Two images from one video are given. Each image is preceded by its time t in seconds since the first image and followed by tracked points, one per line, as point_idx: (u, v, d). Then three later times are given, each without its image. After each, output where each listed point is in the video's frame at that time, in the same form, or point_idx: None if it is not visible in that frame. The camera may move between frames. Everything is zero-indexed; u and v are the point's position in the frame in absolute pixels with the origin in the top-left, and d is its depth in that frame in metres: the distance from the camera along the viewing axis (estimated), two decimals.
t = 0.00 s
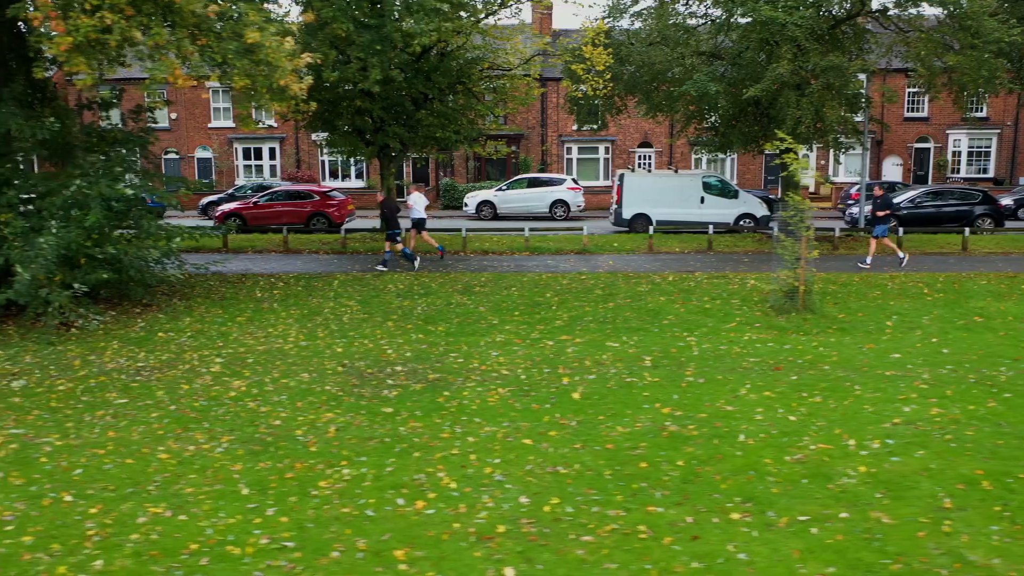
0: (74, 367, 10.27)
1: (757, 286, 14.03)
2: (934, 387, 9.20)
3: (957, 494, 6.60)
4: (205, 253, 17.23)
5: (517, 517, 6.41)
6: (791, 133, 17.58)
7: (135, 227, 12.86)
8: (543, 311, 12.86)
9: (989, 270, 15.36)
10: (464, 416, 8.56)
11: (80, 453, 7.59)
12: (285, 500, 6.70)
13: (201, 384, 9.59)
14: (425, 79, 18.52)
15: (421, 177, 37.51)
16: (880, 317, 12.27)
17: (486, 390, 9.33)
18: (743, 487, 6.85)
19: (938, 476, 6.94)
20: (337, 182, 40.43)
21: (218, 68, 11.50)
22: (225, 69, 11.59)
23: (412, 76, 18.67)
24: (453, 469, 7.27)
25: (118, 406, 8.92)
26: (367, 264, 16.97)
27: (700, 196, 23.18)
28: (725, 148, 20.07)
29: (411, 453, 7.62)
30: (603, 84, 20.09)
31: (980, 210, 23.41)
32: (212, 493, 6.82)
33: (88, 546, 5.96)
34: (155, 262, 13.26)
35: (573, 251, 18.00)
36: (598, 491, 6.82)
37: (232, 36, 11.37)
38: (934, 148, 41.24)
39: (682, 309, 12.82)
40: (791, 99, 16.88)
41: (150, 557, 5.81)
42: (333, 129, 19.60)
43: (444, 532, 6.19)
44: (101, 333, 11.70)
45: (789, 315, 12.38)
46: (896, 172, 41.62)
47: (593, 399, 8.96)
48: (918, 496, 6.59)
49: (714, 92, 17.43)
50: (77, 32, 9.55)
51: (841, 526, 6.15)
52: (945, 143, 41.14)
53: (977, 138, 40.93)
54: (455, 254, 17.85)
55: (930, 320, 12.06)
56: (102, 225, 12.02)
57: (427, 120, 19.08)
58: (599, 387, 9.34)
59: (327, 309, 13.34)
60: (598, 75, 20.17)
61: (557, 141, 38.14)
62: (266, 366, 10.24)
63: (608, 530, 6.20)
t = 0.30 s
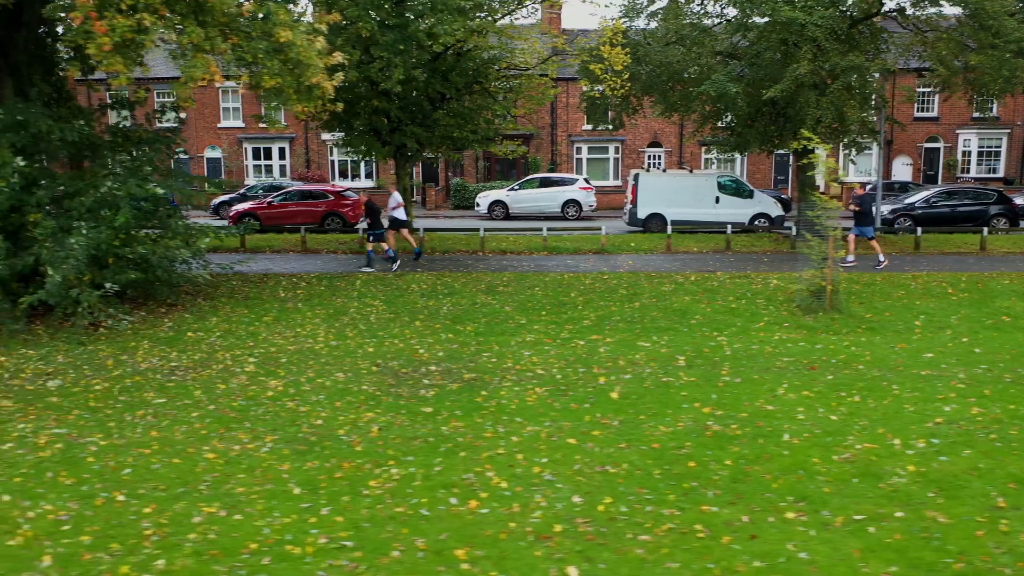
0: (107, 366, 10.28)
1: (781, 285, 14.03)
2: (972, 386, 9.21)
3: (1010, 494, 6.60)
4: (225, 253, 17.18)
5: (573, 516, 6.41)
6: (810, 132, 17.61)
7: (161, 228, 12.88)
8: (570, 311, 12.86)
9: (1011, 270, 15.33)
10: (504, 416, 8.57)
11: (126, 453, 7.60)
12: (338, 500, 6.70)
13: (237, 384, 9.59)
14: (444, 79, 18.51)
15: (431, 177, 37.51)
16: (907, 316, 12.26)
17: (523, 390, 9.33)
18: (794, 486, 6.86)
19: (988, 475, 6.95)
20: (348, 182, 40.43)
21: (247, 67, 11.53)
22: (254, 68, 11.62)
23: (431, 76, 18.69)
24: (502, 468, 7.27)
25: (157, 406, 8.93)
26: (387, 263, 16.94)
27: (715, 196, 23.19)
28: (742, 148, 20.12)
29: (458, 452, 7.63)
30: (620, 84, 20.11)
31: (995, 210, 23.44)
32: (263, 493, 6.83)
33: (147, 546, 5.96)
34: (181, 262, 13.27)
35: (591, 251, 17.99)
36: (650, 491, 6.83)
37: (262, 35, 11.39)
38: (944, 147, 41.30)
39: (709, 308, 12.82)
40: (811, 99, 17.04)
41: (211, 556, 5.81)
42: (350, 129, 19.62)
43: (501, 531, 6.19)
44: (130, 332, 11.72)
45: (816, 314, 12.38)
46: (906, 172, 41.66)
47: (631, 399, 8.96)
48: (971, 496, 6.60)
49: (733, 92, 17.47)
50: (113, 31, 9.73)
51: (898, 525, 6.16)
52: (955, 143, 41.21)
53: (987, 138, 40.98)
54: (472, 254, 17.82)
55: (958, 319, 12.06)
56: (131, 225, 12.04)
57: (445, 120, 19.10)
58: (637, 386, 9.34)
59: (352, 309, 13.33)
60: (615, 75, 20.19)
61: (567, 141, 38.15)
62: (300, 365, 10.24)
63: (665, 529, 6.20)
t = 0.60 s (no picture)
0: (141, 366, 10.28)
1: (805, 285, 14.03)
2: (1010, 386, 9.22)
3: None
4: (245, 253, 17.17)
5: (628, 515, 6.43)
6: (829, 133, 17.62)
7: (187, 228, 12.89)
8: (596, 311, 12.85)
9: None
10: (546, 415, 8.58)
11: (172, 453, 7.61)
12: (391, 500, 6.71)
13: (274, 384, 9.59)
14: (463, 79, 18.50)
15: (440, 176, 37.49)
16: (936, 316, 12.27)
17: (560, 390, 9.34)
18: (846, 485, 6.87)
19: None
20: (356, 182, 40.40)
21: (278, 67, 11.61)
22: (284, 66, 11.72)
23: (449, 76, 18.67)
24: (551, 467, 7.29)
25: (196, 405, 8.94)
26: (406, 263, 16.91)
27: (730, 196, 23.22)
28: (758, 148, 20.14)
29: (504, 452, 7.64)
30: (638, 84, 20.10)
31: (1011, 209, 23.34)
32: (315, 493, 6.84)
33: (207, 545, 5.97)
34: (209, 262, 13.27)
35: (609, 251, 17.98)
36: (702, 490, 6.84)
37: (291, 35, 11.48)
38: (954, 147, 41.34)
39: (735, 308, 12.81)
40: (831, 99, 17.00)
41: (273, 556, 5.81)
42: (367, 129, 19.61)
43: (559, 530, 6.20)
44: (160, 332, 11.72)
45: (844, 314, 12.38)
46: (915, 171, 41.70)
47: (670, 398, 8.97)
48: None
49: (753, 92, 17.46)
50: (151, 30, 9.85)
51: (956, 524, 6.17)
52: (965, 143, 41.25)
53: (997, 138, 41.00)
54: (490, 254, 17.79)
55: (987, 319, 12.05)
56: (160, 225, 12.05)
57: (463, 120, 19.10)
58: (674, 386, 9.34)
59: (377, 309, 13.32)
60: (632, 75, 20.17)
61: (577, 140, 38.15)
62: (334, 365, 10.24)
63: (722, 528, 6.21)
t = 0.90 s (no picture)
0: (175, 365, 10.28)
1: (829, 285, 14.04)
2: None
3: None
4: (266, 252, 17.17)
5: (683, 515, 6.43)
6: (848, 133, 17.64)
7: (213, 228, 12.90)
8: (623, 310, 12.85)
9: None
10: (586, 414, 8.58)
11: (218, 453, 7.61)
12: (443, 499, 6.72)
13: (310, 384, 9.59)
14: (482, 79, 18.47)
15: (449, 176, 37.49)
16: (963, 316, 12.28)
17: (597, 390, 9.33)
18: (896, 485, 6.87)
19: None
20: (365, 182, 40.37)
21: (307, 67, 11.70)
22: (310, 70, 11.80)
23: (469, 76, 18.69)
24: (599, 467, 7.30)
25: (234, 405, 8.94)
26: (425, 263, 16.88)
27: (746, 196, 23.28)
28: (775, 148, 20.17)
29: (550, 451, 7.64)
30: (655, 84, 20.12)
31: None
32: (366, 492, 6.84)
33: (266, 545, 5.97)
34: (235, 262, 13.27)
35: (628, 251, 17.99)
36: (753, 490, 6.84)
37: (320, 34, 11.60)
38: (964, 147, 41.40)
39: (761, 308, 12.81)
40: (851, 99, 17.03)
41: (334, 556, 5.81)
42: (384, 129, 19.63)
43: (616, 530, 6.21)
44: (188, 332, 11.72)
45: (871, 314, 12.40)
46: (926, 171, 41.80)
47: (709, 398, 8.98)
48: None
49: (772, 92, 17.48)
50: (184, 31, 9.95)
51: (1012, 523, 6.18)
52: (975, 142, 41.32)
53: (1008, 138, 41.11)
54: (509, 254, 17.77)
55: (1014, 319, 12.05)
56: (189, 225, 12.06)
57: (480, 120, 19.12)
58: (711, 386, 9.34)
59: (402, 308, 13.32)
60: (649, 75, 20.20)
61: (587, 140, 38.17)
62: (368, 365, 10.24)
63: (778, 527, 6.21)
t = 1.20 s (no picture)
0: (208, 365, 10.28)
1: (853, 285, 14.05)
2: None
3: None
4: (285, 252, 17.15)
5: (737, 514, 6.45)
6: (867, 133, 17.65)
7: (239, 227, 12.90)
8: (650, 310, 12.86)
9: None
10: (627, 414, 8.60)
11: (263, 452, 7.62)
12: (495, 499, 6.73)
13: (346, 383, 9.59)
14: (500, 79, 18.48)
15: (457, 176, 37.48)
16: (991, 315, 12.28)
17: (635, 389, 9.34)
18: (946, 484, 6.88)
19: None
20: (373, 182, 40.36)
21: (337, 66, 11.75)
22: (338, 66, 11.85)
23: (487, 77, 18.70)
24: (647, 466, 7.31)
25: (273, 405, 8.95)
26: (444, 263, 16.86)
27: (760, 195, 23.32)
28: (791, 147, 20.18)
29: (596, 451, 7.65)
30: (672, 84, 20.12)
31: None
32: (417, 491, 6.84)
33: (325, 545, 5.98)
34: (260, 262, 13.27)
35: (645, 251, 17.99)
36: (804, 489, 6.85)
37: (349, 33, 11.64)
38: (973, 147, 41.41)
39: (787, 308, 12.82)
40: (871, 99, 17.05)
41: (395, 556, 5.81)
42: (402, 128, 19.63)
43: (672, 530, 6.22)
44: (217, 332, 11.73)
45: (898, 314, 12.41)
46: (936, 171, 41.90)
47: (747, 397, 8.99)
48: None
49: (791, 93, 17.48)
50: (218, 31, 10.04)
51: None
52: (985, 142, 41.34)
53: (1018, 138, 41.14)
54: (527, 254, 17.76)
55: None
56: (217, 225, 12.07)
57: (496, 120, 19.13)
58: (748, 386, 9.35)
59: (427, 308, 13.33)
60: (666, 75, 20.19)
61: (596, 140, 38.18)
62: (401, 365, 10.25)
63: (835, 527, 6.22)
